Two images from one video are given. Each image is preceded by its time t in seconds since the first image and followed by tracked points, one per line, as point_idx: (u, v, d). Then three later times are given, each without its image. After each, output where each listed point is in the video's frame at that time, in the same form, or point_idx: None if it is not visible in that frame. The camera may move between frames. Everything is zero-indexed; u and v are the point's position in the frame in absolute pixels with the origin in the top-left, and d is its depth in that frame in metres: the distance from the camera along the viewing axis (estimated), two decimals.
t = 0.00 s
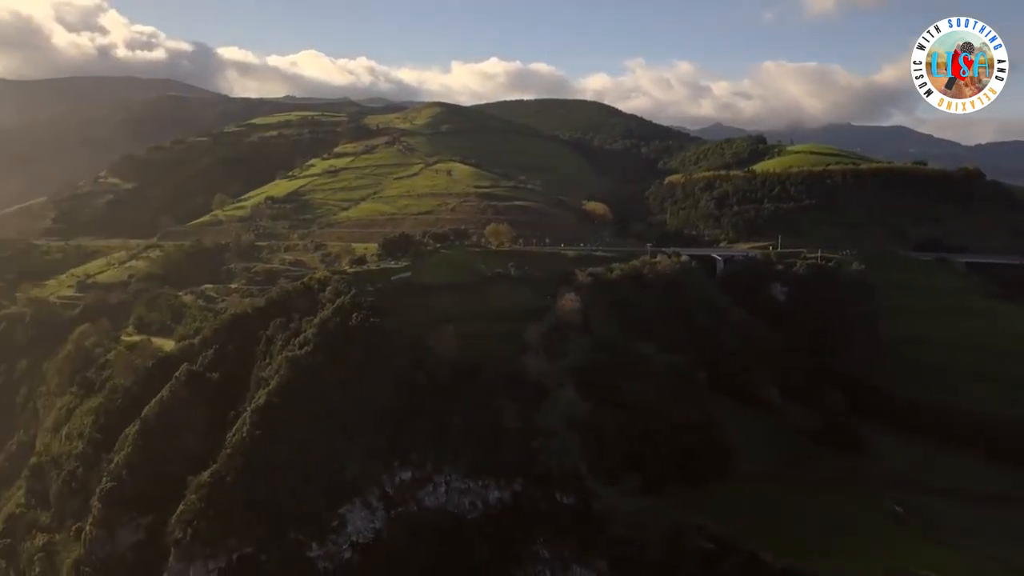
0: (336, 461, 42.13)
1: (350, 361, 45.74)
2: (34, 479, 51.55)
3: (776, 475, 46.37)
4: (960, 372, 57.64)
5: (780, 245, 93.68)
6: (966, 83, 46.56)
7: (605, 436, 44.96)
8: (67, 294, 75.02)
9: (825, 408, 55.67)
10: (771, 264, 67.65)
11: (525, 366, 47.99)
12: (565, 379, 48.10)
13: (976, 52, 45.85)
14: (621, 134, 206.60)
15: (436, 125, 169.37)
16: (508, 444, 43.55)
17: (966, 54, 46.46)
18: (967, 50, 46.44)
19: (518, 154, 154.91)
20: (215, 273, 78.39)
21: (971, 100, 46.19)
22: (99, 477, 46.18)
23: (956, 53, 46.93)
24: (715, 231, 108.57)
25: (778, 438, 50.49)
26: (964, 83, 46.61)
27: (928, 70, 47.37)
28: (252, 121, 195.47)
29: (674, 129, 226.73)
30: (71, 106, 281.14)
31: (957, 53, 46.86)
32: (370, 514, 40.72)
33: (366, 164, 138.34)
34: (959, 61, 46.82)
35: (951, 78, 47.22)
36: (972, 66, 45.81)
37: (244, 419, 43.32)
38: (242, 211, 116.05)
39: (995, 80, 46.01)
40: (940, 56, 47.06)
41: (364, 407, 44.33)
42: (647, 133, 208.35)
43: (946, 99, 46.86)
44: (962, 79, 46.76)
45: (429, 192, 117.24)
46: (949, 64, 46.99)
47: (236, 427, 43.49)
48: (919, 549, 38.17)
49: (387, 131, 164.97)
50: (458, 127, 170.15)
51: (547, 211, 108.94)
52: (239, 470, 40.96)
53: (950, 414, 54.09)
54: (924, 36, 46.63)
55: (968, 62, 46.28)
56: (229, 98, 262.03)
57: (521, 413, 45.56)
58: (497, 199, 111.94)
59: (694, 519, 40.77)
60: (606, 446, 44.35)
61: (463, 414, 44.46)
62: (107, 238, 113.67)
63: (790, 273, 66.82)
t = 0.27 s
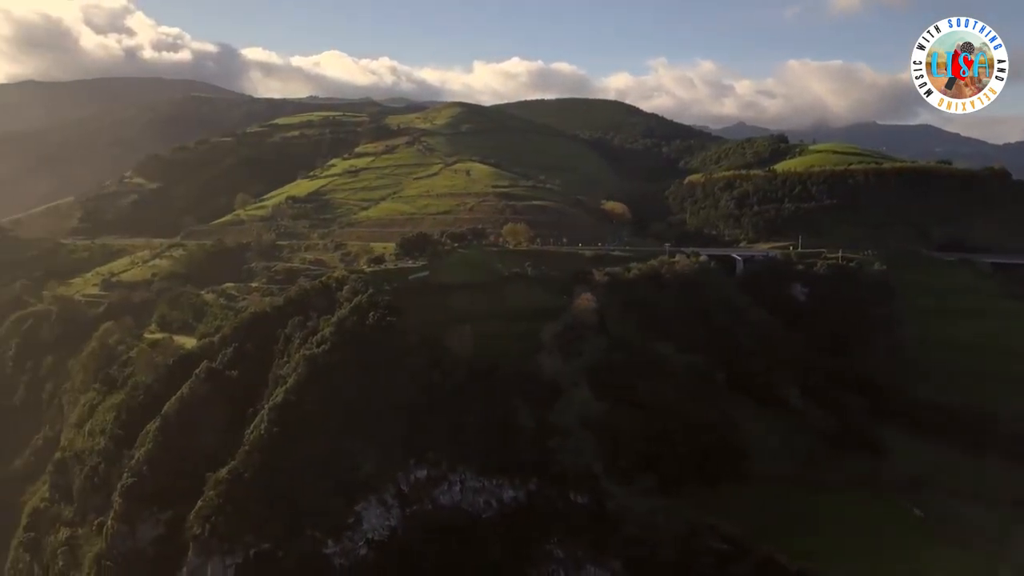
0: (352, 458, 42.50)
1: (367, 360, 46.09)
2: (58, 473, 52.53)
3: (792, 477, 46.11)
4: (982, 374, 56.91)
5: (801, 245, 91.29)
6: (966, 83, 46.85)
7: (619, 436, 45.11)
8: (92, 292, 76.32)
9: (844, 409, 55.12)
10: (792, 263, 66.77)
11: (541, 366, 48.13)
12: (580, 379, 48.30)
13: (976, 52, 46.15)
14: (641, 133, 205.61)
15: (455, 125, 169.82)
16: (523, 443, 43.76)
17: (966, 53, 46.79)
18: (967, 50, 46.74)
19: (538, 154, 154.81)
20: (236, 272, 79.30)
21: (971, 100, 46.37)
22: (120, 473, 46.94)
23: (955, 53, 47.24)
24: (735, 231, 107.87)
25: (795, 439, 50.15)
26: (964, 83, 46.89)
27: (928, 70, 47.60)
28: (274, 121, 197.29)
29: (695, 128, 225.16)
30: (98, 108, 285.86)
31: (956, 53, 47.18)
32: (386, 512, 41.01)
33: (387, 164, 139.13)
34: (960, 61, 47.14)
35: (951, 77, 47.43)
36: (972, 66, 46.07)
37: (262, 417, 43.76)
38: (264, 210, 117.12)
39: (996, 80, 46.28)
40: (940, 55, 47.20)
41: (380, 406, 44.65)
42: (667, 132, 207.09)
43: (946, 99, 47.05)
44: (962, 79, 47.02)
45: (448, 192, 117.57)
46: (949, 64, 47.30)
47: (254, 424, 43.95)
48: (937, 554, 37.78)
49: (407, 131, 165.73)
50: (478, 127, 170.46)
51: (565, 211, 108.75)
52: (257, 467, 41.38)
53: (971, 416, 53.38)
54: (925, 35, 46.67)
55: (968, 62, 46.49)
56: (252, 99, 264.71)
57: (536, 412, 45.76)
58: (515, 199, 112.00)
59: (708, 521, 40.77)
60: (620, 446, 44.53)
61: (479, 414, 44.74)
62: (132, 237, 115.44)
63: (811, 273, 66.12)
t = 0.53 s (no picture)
0: (365, 457, 42.79)
1: (381, 359, 46.37)
2: (78, 469, 53.36)
3: (807, 478, 45.76)
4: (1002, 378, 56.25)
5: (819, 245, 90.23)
6: (966, 83, 47.97)
7: (633, 436, 45.08)
8: (113, 290, 77.47)
9: (861, 411, 54.56)
10: (809, 264, 66.36)
11: (554, 366, 48.14)
12: (593, 380, 48.22)
13: (975, 52, 47.41)
14: (659, 132, 204.70)
15: (472, 125, 170.07)
16: (535, 443, 43.85)
17: (966, 54, 47.87)
18: (967, 51, 47.93)
19: (555, 154, 154.71)
20: (254, 271, 80.09)
21: (970, 99, 47.58)
22: (137, 469, 47.59)
23: (956, 53, 48.32)
24: (752, 232, 107.30)
25: (811, 440, 49.77)
26: (964, 83, 48.01)
27: (928, 70, 48.85)
28: (293, 122, 198.86)
29: (714, 127, 223.74)
30: (122, 109, 289.94)
31: (957, 53, 48.26)
32: (399, 510, 41.25)
33: (404, 164, 139.68)
34: (960, 61, 48.21)
35: (952, 78, 48.57)
36: (971, 66, 47.21)
37: (277, 415, 44.10)
38: (282, 210, 118.09)
39: (995, 80, 47.35)
40: (940, 56, 48.69)
41: (393, 405, 44.91)
42: (685, 132, 205.93)
43: (946, 98, 48.32)
44: (962, 79, 48.13)
45: (465, 192, 117.83)
46: (949, 64, 48.39)
47: (269, 422, 44.30)
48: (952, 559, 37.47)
49: (424, 131, 166.35)
50: (495, 127, 170.61)
51: (581, 210, 108.49)
52: (272, 465, 41.69)
53: (990, 419, 52.77)
54: (924, 36, 48.28)
55: (967, 62, 47.63)
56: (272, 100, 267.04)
57: (548, 411, 45.77)
58: (531, 199, 112.02)
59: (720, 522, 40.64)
60: (633, 446, 44.48)
61: (491, 413, 44.87)
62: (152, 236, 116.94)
63: (828, 274, 65.76)
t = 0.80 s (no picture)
0: (378, 455, 43.05)
1: (395, 358, 46.63)
2: (97, 465, 54.11)
3: (821, 480, 45.48)
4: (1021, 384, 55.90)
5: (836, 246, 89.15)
6: (966, 83, 49.97)
7: (645, 437, 45.25)
8: (133, 289, 78.48)
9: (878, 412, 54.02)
10: (826, 263, 65.56)
11: (566, 366, 48.21)
12: (606, 380, 48.22)
13: (976, 53, 49.28)
14: (677, 132, 203.74)
15: (489, 125, 170.23)
16: (547, 441, 44.13)
17: (965, 54, 49.76)
18: (967, 51, 49.85)
19: (571, 153, 154.53)
20: (272, 270, 80.81)
21: (970, 99, 49.73)
22: (154, 466, 48.15)
23: (956, 53, 50.18)
24: (769, 232, 106.66)
25: (826, 442, 49.38)
26: (964, 83, 50.01)
27: (930, 70, 50.62)
28: (311, 121, 200.17)
29: (732, 127, 222.20)
30: (144, 109, 293.43)
31: (956, 53, 50.14)
32: (412, 509, 41.49)
33: (420, 164, 140.13)
34: (960, 61, 50.11)
35: (952, 77, 50.47)
36: (971, 66, 49.12)
37: (291, 413, 44.33)
38: (300, 209, 119.03)
39: (993, 79, 49.42)
40: (940, 56, 50.36)
41: (406, 404, 45.17)
42: (702, 131, 204.71)
43: (946, 99, 50.39)
44: (962, 79, 50.07)
45: (480, 191, 118.03)
46: (949, 64, 50.30)
47: (283, 420, 44.55)
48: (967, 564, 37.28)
49: (441, 131, 166.82)
50: (512, 126, 170.67)
51: (596, 209, 108.18)
52: (286, 462, 41.92)
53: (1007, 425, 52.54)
54: (925, 37, 49.97)
55: (968, 63, 49.53)
56: (292, 101, 269.22)
57: (561, 410, 45.83)
58: (546, 198, 111.93)
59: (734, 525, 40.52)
60: (645, 447, 44.51)
61: (503, 413, 45.08)
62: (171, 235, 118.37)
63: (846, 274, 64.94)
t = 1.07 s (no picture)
0: (393, 453, 43.40)
1: (411, 356, 46.80)
2: (118, 461, 54.98)
3: (838, 483, 45.22)
4: None
5: (857, 246, 88.23)
6: (966, 83, 50.03)
7: (660, 438, 45.33)
8: (155, 288, 79.64)
9: (898, 414, 53.25)
10: (846, 264, 64.72)
11: (581, 366, 48.30)
12: (621, 380, 48.21)
13: (976, 52, 49.14)
14: (698, 131, 202.44)
15: (508, 125, 170.31)
16: (560, 441, 44.37)
17: (966, 54, 49.58)
18: (967, 50, 49.64)
19: (590, 153, 154.18)
20: (291, 270, 81.56)
21: (970, 99, 49.86)
22: (173, 462, 48.85)
23: (955, 53, 49.97)
24: (788, 232, 105.79)
25: (843, 444, 49.06)
26: (964, 83, 50.08)
27: (929, 70, 50.58)
28: (331, 122, 201.60)
29: (753, 126, 220.25)
30: (169, 110, 297.38)
31: (956, 53, 49.91)
32: (426, 507, 41.86)
33: (439, 164, 140.63)
34: (960, 61, 49.96)
35: (951, 78, 50.47)
36: (971, 66, 49.02)
37: (308, 410, 44.46)
38: (320, 209, 120.04)
39: (994, 80, 49.40)
40: (940, 56, 50.19)
41: (422, 402, 45.43)
42: (723, 130, 203.18)
43: (946, 99, 50.56)
44: (962, 79, 50.09)
45: (498, 191, 118.14)
46: (949, 64, 50.22)
47: (300, 418, 44.86)
48: None
49: (460, 131, 167.27)
50: (531, 126, 170.67)
51: (614, 209, 107.82)
52: (302, 459, 42.21)
53: None
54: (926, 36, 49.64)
55: (968, 63, 49.43)
56: (313, 102, 271.52)
57: (575, 410, 45.84)
58: (564, 198, 111.77)
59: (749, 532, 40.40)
60: (660, 450, 44.64)
61: (517, 412, 45.28)
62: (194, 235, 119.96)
63: (866, 274, 64.12)
